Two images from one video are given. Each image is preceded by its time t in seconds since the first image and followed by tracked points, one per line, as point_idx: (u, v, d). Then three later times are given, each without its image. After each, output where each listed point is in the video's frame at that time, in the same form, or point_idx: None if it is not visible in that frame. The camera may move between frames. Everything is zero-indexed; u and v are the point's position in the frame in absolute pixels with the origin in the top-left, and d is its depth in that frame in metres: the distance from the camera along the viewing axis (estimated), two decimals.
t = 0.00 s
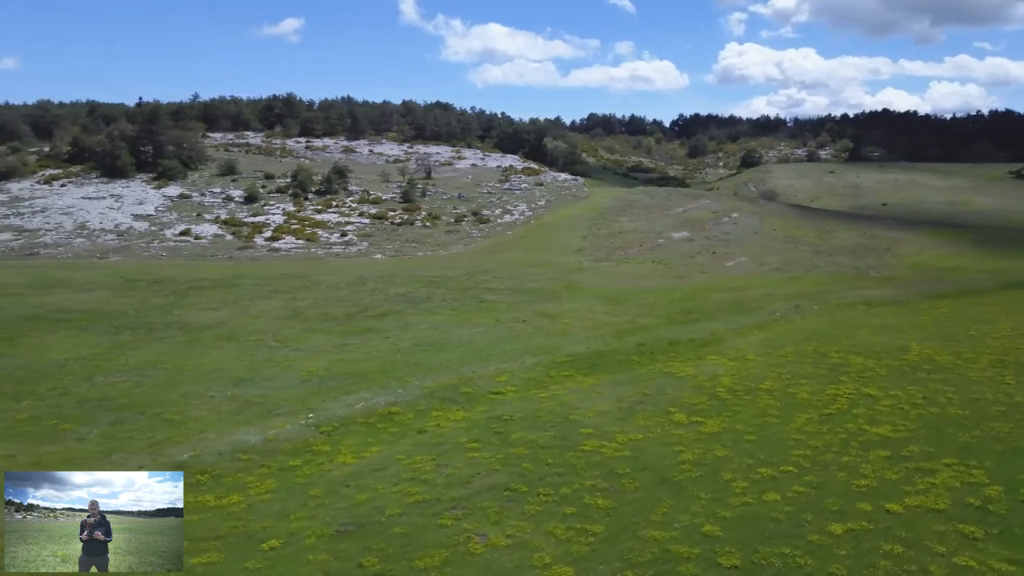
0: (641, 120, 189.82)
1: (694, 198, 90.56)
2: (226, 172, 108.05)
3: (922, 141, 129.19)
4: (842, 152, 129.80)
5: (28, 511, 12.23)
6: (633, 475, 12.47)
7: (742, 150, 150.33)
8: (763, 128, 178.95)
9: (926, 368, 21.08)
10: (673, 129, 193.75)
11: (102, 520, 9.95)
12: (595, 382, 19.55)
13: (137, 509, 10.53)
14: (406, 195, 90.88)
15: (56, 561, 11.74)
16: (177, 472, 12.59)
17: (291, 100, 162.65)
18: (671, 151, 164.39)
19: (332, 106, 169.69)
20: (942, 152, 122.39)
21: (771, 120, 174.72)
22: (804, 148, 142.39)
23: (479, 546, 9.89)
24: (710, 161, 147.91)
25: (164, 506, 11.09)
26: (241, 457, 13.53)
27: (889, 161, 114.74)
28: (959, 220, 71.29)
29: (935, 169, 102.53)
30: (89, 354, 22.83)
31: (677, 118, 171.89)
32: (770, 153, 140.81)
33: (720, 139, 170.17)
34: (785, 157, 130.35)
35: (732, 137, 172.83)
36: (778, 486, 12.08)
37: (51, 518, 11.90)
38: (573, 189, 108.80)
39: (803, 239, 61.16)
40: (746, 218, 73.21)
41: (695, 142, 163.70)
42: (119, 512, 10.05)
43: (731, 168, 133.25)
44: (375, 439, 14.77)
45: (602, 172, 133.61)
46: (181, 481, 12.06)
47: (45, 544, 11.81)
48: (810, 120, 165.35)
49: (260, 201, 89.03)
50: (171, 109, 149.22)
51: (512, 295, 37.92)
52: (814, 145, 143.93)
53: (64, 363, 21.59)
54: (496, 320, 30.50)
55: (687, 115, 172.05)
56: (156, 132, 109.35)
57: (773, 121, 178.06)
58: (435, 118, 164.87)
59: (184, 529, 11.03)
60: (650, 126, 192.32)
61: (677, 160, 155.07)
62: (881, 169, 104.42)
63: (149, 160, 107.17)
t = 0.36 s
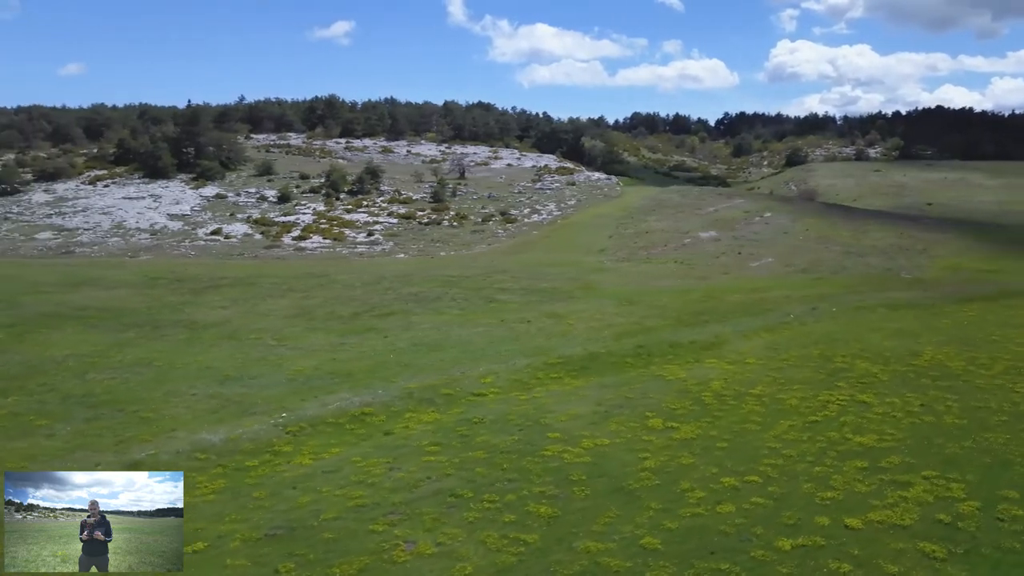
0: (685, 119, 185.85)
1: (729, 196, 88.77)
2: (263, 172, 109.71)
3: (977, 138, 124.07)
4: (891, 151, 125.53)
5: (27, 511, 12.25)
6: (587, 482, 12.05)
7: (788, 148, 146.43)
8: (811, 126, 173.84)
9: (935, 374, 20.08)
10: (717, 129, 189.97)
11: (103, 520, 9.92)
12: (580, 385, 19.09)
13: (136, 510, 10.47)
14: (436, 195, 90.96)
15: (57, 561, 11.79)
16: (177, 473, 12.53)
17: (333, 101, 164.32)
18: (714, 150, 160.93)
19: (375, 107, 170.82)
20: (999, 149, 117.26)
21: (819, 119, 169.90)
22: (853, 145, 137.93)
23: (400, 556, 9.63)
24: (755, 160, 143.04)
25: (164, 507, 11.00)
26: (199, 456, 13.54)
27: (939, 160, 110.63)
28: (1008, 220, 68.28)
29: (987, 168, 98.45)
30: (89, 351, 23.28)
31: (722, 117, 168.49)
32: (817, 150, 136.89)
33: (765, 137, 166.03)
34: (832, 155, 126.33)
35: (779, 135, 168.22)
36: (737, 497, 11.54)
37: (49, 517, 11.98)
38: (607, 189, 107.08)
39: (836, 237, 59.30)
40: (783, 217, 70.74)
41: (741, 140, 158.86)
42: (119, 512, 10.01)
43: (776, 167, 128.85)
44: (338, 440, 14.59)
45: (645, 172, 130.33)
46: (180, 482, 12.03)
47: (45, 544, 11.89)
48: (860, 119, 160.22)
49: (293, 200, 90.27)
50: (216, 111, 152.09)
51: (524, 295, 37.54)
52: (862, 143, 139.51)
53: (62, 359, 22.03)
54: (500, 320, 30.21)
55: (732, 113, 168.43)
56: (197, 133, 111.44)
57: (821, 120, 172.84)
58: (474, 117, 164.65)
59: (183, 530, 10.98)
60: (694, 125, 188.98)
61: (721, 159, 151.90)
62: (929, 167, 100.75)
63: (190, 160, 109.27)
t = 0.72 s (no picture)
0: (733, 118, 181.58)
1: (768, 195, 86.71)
2: (303, 173, 111.30)
3: None
4: (947, 150, 120.74)
5: (28, 511, 12.30)
6: (537, 490, 11.73)
7: (840, 145, 141.72)
8: (864, 123, 168.33)
9: (943, 382, 19.10)
10: (767, 127, 185.38)
11: (103, 520, 9.81)
12: (565, 389, 18.71)
13: (136, 510, 10.37)
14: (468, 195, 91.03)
15: (56, 561, 11.88)
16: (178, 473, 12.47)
17: (378, 103, 165.81)
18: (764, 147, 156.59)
19: (419, 108, 171.53)
20: None
21: (873, 117, 164.46)
22: (908, 144, 133.05)
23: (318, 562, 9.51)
24: (804, 160, 137.56)
25: (164, 507, 10.89)
26: (160, 455, 13.62)
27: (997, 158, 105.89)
28: None
29: None
30: (90, 348, 23.86)
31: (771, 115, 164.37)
32: (869, 148, 132.27)
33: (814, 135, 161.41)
34: (885, 154, 121.68)
35: (830, 132, 163.17)
36: (687, 509, 11.09)
37: (50, 518, 12.10)
38: (642, 188, 104.84)
39: (873, 236, 57.11)
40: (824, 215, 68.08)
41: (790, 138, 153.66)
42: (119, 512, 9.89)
43: (825, 165, 124.17)
44: (303, 441, 14.55)
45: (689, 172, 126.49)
46: (181, 482, 11.95)
47: (43, 543, 11.97)
48: (916, 117, 154.53)
49: (328, 200, 91.61)
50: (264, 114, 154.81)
51: (539, 296, 37.14)
52: (916, 141, 134.46)
53: (63, 356, 22.64)
54: (505, 320, 30.01)
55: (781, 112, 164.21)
56: (240, 135, 113.54)
57: (876, 118, 167.18)
58: (516, 117, 164.12)
59: (184, 530, 10.91)
60: (743, 125, 184.77)
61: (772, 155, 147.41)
62: (984, 166, 96.67)
63: (234, 160, 111.49)
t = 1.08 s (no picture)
0: (789, 117, 176.40)
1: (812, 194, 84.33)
2: (345, 174, 112.66)
3: None
4: (1013, 149, 115.21)
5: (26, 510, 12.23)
6: (484, 497, 11.45)
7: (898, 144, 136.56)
8: (924, 122, 162.08)
9: (952, 392, 18.15)
10: (823, 126, 179.83)
11: (103, 520, 9.78)
12: (551, 392, 18.41)
13: (137, 510, 10.31)
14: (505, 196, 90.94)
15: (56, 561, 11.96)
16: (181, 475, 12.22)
17: (426, 104, 166.31)
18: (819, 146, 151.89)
19: (467, 109, 171.23)
20: None
21: (934, 115, 158.21)
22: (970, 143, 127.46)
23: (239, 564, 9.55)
24: (862, 158, 132.21)
25: (163, 507, 10.80)
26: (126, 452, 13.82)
27: None
28: None
29: None
30: (96, 345, 24.53)
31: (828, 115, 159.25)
32: (930, 147, 127.13)
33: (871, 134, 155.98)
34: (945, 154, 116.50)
35: (888, 132, 157.53)
36: (633, 520, 10.72)
37: (50, 518, 12.13)
38: (683, 188, 102.38)
39: (916, 237, 54.88)
40: (868, 215, 65.68)
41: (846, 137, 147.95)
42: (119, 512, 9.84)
43: (882, 164, 118.94)
44: (272, 440, 14.62)
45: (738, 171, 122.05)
46: (181, 481, 11.77)
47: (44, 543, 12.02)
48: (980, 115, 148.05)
49: (367, 201, 92.76)
50: (314, 116, 157.11)
51: (555, 296, 36.89)
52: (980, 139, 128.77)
53: (72, 352, 23.42)
54: (514, 322, 29.87)
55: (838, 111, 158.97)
56: (286, 137, 115.54)
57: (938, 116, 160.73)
58: (562, 117, 162.78)
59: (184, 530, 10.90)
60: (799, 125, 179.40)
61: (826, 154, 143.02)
62: None
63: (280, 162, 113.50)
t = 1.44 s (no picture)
0: (850, 115, 170.19)
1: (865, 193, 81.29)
2: (392, 176, 113.58)
3: None
4: None
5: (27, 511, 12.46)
6: (432, 501, 11.31)
7: (967, 142, 129.66)
8: (995, 120, 154.32)
9: (961, 401, 17.21)
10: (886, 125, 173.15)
11: (104, 520, 9.61)
12: (540, 396, 18.18)
13: (137, 510, 10.15)
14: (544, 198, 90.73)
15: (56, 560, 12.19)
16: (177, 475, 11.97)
17: (478, 107, 166.26)
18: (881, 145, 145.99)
19: (518, 110, 170.62)
20: None
21: (1005, 113, 150.52)
22: None
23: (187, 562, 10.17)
24: (926, 156, 126.35)
25: (164, 507, 10.73)
26: (102, 448, 14.08)
27: None
28: None
29: None
30: (108, 342, 25.40)
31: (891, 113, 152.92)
32: (999, 146, 120.79)
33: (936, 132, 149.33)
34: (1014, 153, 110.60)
35: (955, 130, 150.56)
36: (575, 529, 10.45)
37: (50, 517, 12.25)
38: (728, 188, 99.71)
39: (966, 239, 52.40)
40: (919, 216, 63.00)
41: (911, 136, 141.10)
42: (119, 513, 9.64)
43: (946, 164, 112.98)
44: (246, 439, 14.80)
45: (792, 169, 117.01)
46: (181, 482, 11.65)
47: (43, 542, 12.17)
48: None
49: (409, 202, 93.58)
50: (368, 119, 159.00)
51: (576, 298, 36.64)
52: None
53: (90, 348, 24.21)
54: (526, 324, 29.79)
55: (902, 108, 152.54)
56: (336, 139, 117.31)
57: (1010, 114, 152.77)
58: (611, 115, 160.94)
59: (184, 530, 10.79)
60: (861, 124, 172.93)
61: (887, 152, 137.23)
62: None
63: (329, 163, 115.11)
